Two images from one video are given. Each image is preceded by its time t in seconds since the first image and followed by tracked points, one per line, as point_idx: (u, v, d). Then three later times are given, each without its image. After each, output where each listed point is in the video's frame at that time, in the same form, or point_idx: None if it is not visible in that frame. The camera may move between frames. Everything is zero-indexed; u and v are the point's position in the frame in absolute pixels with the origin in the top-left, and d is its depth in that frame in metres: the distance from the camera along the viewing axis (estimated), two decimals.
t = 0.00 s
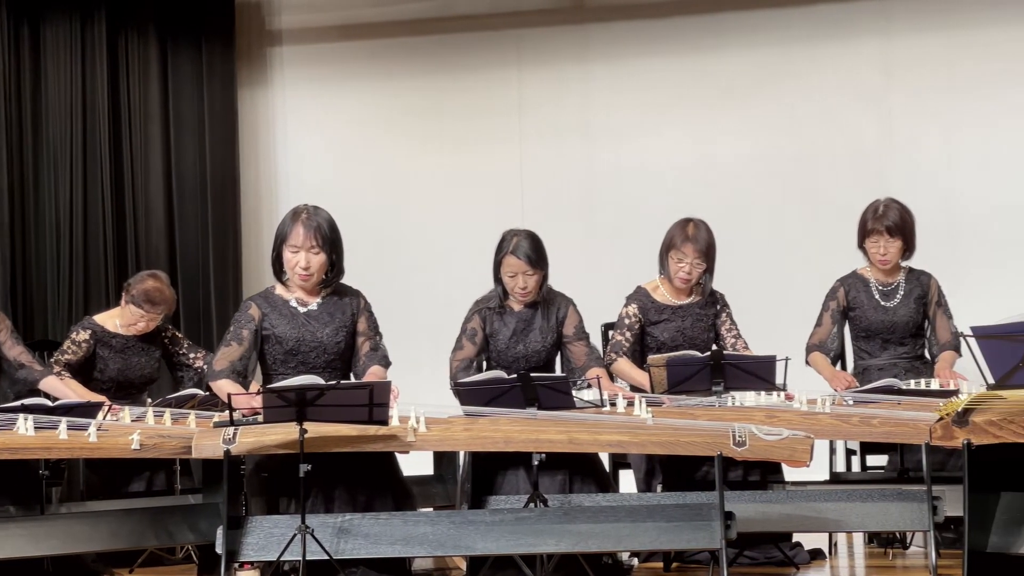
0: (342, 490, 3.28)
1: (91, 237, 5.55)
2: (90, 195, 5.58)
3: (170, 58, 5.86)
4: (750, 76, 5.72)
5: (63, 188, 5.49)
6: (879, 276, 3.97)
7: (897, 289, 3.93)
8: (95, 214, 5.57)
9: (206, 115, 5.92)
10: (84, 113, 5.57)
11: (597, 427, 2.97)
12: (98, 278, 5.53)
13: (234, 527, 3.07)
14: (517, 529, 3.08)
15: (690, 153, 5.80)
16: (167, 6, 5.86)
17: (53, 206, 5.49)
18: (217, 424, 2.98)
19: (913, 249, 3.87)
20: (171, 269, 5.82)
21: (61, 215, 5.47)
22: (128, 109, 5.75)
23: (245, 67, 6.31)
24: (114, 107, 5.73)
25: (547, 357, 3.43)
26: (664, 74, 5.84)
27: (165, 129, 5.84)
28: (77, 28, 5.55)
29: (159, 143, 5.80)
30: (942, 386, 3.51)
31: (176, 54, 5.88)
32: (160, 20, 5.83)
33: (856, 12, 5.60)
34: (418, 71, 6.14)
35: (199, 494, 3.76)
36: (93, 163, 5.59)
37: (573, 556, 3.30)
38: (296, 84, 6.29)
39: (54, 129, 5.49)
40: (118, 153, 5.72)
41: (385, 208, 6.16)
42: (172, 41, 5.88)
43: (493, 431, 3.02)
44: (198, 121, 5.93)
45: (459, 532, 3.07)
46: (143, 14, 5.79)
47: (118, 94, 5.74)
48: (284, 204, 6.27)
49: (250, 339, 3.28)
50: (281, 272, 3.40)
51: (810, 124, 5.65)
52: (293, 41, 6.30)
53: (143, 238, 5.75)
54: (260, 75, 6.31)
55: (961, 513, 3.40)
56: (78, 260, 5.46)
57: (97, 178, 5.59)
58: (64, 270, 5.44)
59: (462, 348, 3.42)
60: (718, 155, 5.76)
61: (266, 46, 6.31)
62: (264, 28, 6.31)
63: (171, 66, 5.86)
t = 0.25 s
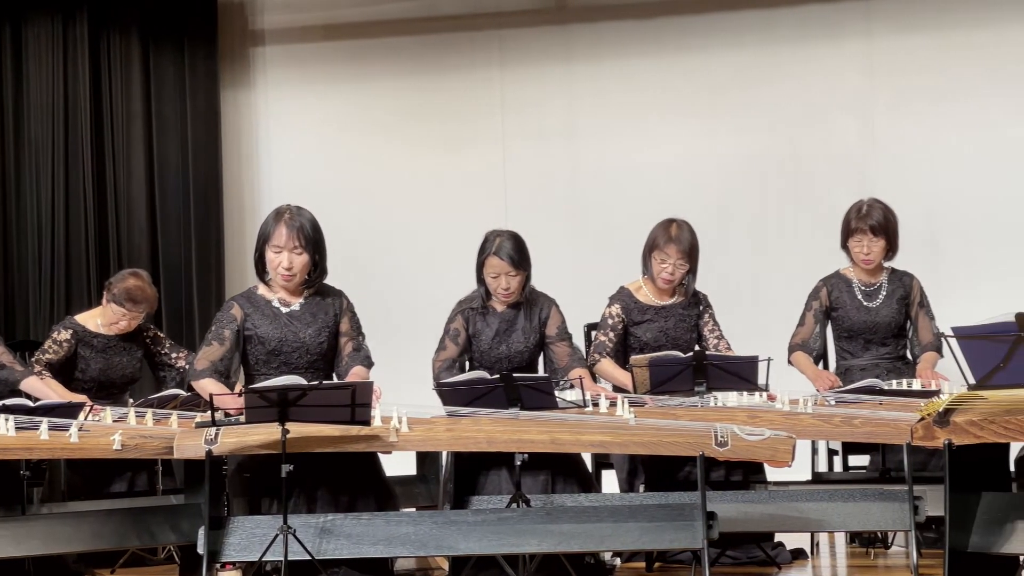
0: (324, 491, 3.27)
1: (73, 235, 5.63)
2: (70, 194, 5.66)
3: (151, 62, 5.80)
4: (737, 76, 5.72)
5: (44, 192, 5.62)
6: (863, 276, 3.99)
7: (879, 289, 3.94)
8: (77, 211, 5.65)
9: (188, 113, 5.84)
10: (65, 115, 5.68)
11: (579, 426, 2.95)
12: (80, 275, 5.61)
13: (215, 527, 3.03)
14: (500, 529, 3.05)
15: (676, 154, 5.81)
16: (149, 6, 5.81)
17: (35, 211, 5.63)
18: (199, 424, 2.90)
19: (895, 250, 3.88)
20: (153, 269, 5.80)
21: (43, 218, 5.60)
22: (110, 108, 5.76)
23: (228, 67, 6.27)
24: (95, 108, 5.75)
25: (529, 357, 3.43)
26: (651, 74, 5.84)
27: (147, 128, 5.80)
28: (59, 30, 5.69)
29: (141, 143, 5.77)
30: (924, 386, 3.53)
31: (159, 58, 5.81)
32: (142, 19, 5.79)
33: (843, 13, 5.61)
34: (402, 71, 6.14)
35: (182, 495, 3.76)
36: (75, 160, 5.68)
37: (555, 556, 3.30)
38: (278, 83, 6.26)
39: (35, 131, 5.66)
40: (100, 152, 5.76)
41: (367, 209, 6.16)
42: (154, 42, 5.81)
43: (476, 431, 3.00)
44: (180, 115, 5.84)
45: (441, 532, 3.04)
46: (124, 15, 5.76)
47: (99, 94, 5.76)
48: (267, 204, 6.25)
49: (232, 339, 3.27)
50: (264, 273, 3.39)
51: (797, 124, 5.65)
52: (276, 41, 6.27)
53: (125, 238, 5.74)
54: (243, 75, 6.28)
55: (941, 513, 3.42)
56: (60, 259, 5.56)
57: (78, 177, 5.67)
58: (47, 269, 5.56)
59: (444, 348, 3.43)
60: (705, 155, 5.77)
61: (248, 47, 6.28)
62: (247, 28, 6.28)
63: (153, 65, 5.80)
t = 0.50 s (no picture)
0: (306, 491, 3.27)
1: (54, 235, 5.62)
2: (52, 194, 5.65)
3: (133, 62, 5.79)
4: (723, 76, 5.73)
5: (26, 191, 5.61)
6: (845, 276, 4.00)
7: (861, 290, 3.95)
8: (58, 211, 5.64)
9: (171, 114, 5.84)
10: (47, 114, 5.67)
11: (561, 426, 2.94)
12: (62, 275, 5.61)
13: (197, 528, 3.02)
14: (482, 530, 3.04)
15: (662, 154, 5.81)
16: (131, 7, 5.80)
17: (16, 210, 5.63)
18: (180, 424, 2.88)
19: (877, 251, 3.90)
20: (135, 269, 5.79)
21: (24, 217, 5.59)
22: (92, 108, 5.76)
23: (210, 67, 6.27)
24: (78, 108, 5.75)
25: (512, 358, 3.43)
26: (637, 75, 5.84)
27: (130, 127, 5.80)
28: (40, 28, 5.65)
29: (124, 142, 5.76)
30: (905, 387, 3.54)
31: (140, 58, 5.81)
32: (124, 19, 5.78)
33: (829, 13, 5.61)
34: (385, 72, 6.14)
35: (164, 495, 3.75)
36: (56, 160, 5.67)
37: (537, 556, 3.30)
38: (261, 83, 6.26)
39: (16, 132, 5.65)
40: (82, 151, 5.75)
41: (351, 209, 6.16)
42: (136, 43, 5.81)
43: (458, 431, 2.98)
44: (162, 117, 5.85)
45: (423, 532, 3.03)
46: (106, 14, 5.75)
47: (81, 94, 5.76)
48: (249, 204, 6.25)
49: (214, 339, 3.27)
50: (246, 273, 3.39)
51: (784, 124, 5.65)
52: (258, 40, 6.27)
53: (107, 237, 5.75)
54: (225, 74, 6.28)
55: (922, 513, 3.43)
56: (41, 260, 5.56)
57: (59, 177, 5.66)
58: (27, 271, 5.55)
59: (427, 348, 3.43)
60: (691, 156, 5.77)
61: (231, 46, 6.28)
62: (229, 27, 6.28)
63: (135, 65, 5.79)
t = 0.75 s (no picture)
0: (288, 492, 3.26)
1: (36, 234, 5.60)
2: (34, 194, 5.63)
3: (116, 62, 5.79)
4: (710, 76, 5.73)
5: (8, 190, 5.60)
6: (827, 276, 4.01)
7: (844, 290, 3.96)
8: (40, 211, 5.63)
9: (153, 113, 5.85)
10: (28, 113, 5.66)
11: (544, 427, 2.92)
12: (43, 275, 5.58)
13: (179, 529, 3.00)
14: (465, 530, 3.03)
15: (649, 155, 5.81)
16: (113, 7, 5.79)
17: None
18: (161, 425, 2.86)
19: (860, 251, 3.91)
20: (116, 269, 5.78)
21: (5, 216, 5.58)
22: (74, 108, 5.74)
23: (192, 67, 6.27)
24: (59, 107, 5.72)
25: (494, 358, 3.43)
26: (624, 74, 5.84)
27: (111, 127, 5.79)
28: (21, 28, 5.64)
29: (105, 141, 5.75)
30: (887, 387, 3.55)
31: (123, 57, 5.80)
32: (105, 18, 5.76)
33: (816, 13, 5.61)
34: (368, 72, 6.14)
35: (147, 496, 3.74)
36: (38, 160, 5.65)
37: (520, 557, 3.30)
38: (244, 83, 6.25)
39: None
40: (64, 150, 5.73)
41: (335, 209, 6.16)
42: (118, 43, 5.80)
43: (440, 432, 2.96)
44: (145, 118, 5.85)
45: (406, 533, 3.01)
46: (88, 13, 5.73)
47: (62, 93, 5.74)
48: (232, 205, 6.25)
49: (196, 337, 3.26)
50: (228, 273, 3.38)
51: (770, 124, 5.66)
52: (240, 40, 6.26)
53: (89, 237, 5.72)
54: (208, 74, 6.28)
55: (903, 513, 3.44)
56: (22, 260, 5.54)
57: (40, 176, 5.64)
58: (8, 271, 5.53)
59: (409, 348, 3.43)
60: (677, 156, 5.78)
61: (213, 46, 6.27)
62: (212, 26, 6.28)
63: (117, 65, 5.79)
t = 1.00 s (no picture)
0: (269, 492, 3.26)
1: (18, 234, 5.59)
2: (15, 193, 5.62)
3: (98, 62, 5.81)
4: (697, 77, 5.73)
5: None
6: (809, 277, 4.02)
7: (826, 291, 3.97)
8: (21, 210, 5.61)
9: (135, 113, 5.91)
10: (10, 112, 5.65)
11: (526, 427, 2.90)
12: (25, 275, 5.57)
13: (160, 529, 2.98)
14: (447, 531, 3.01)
15: (635, 155, 5.81)
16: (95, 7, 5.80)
17: None
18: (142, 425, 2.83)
19: (842, 252, 3.92)
20: (98, 269, 5.78)
21: None
22: (56, 105, 5.70)
23: (175, 67, 6.28)
24: (41, 103, 5.67)
25: (477, 358, 3.43)
26: (610, 74, 5.83)
27: (93, 126, 5.78)
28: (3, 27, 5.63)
29: (87, 140, 5.74)
30: (869, 387, 3.56)
31: (105, 57, 5.83)
32: (87, 18, 5.77)
33: (803, 14, 5.62)
34: (350, 72, 6.15)
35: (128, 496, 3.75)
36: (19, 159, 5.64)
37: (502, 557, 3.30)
38: (226, 83, 6.26)
39: None
40: (46, 148, 5.66)
41: (318, 209, 6.16)
42: (99, 43, 5.82)
43: (422, 432, 2.93)
44: (127, 118, 5.90)
45: (388, 533, 3.00)
46: (70, 12, 5.72)
47: (44, 88, 5.68)
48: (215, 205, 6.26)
49: (177, 335, 3.25)
50: (210, 273, 3.37)
51: (758, 124, 5.66)
52: (222, 41, 6.28)
53: (71, 237, 5.69)
54: (190, 74, 6.29)
55: (884, 513, 3.45)
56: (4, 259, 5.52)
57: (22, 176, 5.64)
58: None
59: (392, 348, 3.42)
60: (663, 156, 5.78)
61: (195, 47, 6.29)
62: (194, 27, 6.29)
63: (99, 66, 5.81)
